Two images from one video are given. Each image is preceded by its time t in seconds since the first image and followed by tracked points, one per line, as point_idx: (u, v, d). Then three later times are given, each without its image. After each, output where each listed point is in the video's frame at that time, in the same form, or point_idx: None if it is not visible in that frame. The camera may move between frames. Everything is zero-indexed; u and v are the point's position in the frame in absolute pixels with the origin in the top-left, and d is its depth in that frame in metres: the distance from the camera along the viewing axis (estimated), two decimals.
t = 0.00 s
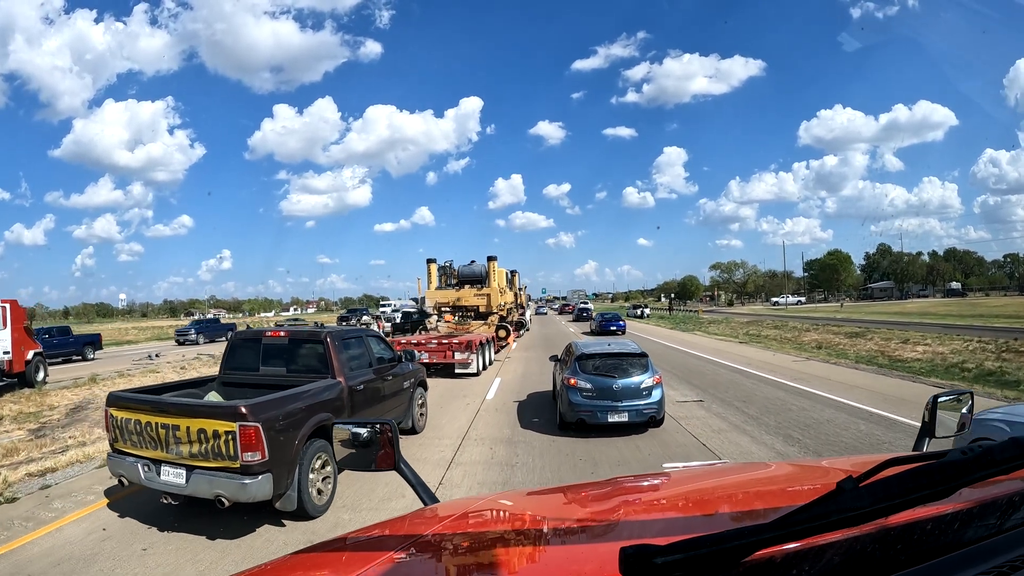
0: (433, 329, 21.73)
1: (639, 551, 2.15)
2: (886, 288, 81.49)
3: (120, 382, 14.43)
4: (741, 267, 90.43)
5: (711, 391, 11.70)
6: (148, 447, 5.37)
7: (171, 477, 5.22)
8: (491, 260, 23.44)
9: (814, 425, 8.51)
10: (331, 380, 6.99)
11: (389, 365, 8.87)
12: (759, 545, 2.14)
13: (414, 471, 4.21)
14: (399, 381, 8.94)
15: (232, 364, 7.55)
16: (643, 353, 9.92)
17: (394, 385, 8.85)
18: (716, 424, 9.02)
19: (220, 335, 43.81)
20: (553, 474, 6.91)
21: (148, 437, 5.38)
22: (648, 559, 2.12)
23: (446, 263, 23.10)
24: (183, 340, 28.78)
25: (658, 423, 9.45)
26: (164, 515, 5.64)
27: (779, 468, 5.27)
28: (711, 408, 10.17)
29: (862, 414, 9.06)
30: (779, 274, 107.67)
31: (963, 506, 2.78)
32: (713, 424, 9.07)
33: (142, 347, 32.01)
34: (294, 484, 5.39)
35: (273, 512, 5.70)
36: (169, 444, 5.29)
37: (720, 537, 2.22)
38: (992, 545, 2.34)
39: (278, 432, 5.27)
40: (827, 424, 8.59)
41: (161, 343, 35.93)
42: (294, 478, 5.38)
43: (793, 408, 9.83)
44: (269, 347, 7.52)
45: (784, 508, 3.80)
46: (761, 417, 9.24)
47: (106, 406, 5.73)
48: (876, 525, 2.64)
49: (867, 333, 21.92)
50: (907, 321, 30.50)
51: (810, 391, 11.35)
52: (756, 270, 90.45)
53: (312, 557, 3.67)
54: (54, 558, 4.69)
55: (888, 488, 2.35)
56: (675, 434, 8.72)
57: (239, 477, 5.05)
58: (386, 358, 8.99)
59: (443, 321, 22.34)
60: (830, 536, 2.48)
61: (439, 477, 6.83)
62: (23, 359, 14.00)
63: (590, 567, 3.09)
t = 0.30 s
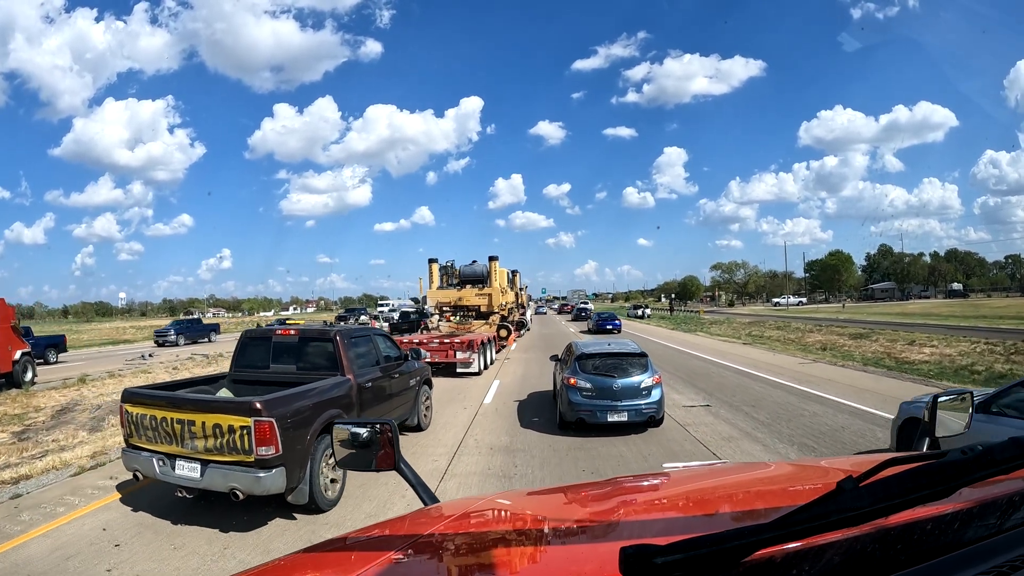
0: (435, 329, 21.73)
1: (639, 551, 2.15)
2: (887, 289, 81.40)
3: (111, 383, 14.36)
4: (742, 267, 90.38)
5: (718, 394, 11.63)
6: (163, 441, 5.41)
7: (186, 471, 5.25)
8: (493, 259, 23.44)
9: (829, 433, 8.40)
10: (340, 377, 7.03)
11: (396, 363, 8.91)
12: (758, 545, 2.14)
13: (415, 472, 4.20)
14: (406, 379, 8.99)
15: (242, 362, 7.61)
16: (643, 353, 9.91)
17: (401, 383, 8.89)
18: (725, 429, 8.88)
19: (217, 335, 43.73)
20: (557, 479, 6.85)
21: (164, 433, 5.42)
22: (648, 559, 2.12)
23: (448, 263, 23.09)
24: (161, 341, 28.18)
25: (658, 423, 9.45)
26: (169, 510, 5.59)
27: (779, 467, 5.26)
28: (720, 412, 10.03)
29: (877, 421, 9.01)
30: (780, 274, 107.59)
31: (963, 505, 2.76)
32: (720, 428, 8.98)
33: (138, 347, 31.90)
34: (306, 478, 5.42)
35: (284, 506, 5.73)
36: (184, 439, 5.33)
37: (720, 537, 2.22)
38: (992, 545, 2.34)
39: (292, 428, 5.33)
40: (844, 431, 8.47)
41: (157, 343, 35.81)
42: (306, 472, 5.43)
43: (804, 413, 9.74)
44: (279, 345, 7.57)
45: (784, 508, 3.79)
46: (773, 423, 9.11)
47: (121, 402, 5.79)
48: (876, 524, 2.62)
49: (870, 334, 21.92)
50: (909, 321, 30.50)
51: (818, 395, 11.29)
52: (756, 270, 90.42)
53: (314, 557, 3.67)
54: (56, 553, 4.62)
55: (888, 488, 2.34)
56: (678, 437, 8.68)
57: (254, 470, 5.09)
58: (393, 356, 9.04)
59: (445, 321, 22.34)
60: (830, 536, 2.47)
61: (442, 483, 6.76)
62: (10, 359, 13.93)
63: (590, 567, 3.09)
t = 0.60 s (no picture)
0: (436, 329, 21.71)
1: (639, 551, 2.14)
2: (889, 289, 81.32)
3: (101, 384, 14.22)
4: (743, 268, 90.30)
5: (726, 399, 11.51)
6: (179, 436, 5.48)
7: (201, 465, 5.32)
8: (494, 259, 23.47)
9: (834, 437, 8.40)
10: (350, 375, 7.11)
11: (402, 361, 8.96)
12: (758, 545, 2.14)
13: (414, 471, 4.20)
14: (412, 377, 9.06)
15: (255, 360, 7.65)
16: (643, 353, 9.89)
17: (408, 381, 8.96)
18: (727, 431, 8.88)
19: (214, 334, 43.53)
20: (558, 478, 6.81)
21: (180, 428, 5.50)
22: (648, 559, 2.11)
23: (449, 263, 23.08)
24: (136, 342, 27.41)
25: (657, 422, 9.45)
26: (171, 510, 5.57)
27: (779, 467, 5.25)
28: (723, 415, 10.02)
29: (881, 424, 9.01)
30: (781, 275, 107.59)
31: (963, 506, 2.75)
32: (721, 430, 8.97)
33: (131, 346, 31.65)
34: (318, 471, 5.52)
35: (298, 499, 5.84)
36: (200, 433, 5.41)
37: (721, 537, 2.21)
38: (992, 545, 2.34)
39: (305, 423, 5.43)
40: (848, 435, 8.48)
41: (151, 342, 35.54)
42: (318, 465, 5.52)
43: (807, 417, 9.74)
44: (290, 343, 7.62)
45: (786, 508, 3.78)
46: (777, 426, 9.11)
47: (137, 398, 5.85)
48: (876, 525, 2.60)
49: (871, 335, 21.92)
50: (911, 323, 30.50)
51: (820, 398, 11.31)
52: (757, 271, 90.37)
53: (314, 556, 3.67)
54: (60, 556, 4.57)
55: (888, 488, 2.34)
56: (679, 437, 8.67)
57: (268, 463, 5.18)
58: (399, 354, 9.10)
59: (447, 321, 22.33)
60: (830, 535, 2.46)
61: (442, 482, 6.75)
62: None
63: (590, 567, 3.08)
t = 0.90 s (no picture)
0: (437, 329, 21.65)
1: (639, 551, 2.07)
2: (890, 288, 81.13)
3: (90, 388, 14.05)
4: (743, 267, 90.10)
5: (731, 401, 11.32)
6: (195, 433, 5.68)
7: (217, 461, 5.52)
8: (495, 259, 23.44)
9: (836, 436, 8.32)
10: (359, 373, 7.14)
11: (409, 360, 8.99)
12: (758, 545, 2.06)
13: (415, 470, 4.12)
14: (418, 376, 9.12)
15: (264, 359, 7.70)
16: (641, 351, 9.82)
17: (413, 380, 9.00)
18: (728, 430, 8.81)
19: (208, 335, 43.30)
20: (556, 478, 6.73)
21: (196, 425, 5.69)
22: (648, 559, 2.04)
23: (450, 263, 23.02)
24: (110, 345, 26.56)
25: (656, 421, 9.39)
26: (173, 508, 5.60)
27: (779, 467, 5.18)
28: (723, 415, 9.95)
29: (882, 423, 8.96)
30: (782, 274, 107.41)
31: (963, 506, 2.68)
32: (722, 429, 8.89)
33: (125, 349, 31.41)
34: (330, 466, 5.69)
35: (303, 496, 5.92)
36: (216, 430, 5.60)
37: (720, 537, 2.14)
38: (992, 545, 2.26)
39: (318, 420, 5.64)
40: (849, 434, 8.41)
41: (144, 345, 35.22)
42: (330, 461, 5.69)
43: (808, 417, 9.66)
44: (299, 342, 7.66)
45: (787, 508, 3.71)
46: (777, 425, 9.04)
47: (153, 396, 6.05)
48: (875, 525, 2.53)
49: (874, 335, 21.79)
50: (914, 321, 30.34)
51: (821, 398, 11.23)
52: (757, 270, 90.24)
53: (310, 556, 3.58)
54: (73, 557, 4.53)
55: (888, 488, 2.27)
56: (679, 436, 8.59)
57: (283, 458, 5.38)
58: (405, 354, 9.14)
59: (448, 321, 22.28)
60: (831, 535, 2.39)
61: (440, 482, 6.68)
62: None
63: (590, 567, 3.01)
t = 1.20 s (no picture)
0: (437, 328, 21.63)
1: (639, 551, 2.01)
2: (891, 287, 80.93)
3: (80, 391, 13.93)
4: (743, 266, 89.93)
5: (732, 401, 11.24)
6: (211, 428, 5.81)
7: (232, 456, 5.65)
8: (495, 259, 23.43)
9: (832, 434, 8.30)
10: (367, 371, 7.17)
11: (414, 359, 9.04)
12: (758, 545, 2.01)
13: (415, 470, 4.06)
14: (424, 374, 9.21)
15: (274, 358, 7.73)
16: (640, 350, 9.76)
17: (419, 379, 9.04)
18: (725, 429, 8.79)
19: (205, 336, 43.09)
20: (555, 479, 6.69)
21: (211, 421, 5.83)
22: (648, 559, 1.98)
23: (450, 263, 22.98)
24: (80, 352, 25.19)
25: (655, 420, 9.34)
26: (181, 505, 5.65)
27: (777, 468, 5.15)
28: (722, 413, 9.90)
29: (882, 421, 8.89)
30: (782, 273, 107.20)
31: (962, 506, 2.62)
32: (721, 429, 8.85)
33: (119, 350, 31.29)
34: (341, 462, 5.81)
35: (309, 492, 5.98)
36: (231, 426, 5.75)
37: (720, 537, 2.09)
38: (992, 544, 2.20)
39: (330, 416, 5.80)
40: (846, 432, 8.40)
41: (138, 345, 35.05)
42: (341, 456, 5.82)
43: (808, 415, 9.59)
44: (308, 342, 7.71)
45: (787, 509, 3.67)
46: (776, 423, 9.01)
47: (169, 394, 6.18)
48: (875, 525, 2.48)
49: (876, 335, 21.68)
50: (918, 320, 30.14)
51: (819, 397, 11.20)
52: (757, 268, 90.12)
53: (310, 557, 3.54)
54: (86, 556, 4.50)
55: (887, 488, 2.22)
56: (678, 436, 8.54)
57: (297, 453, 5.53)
58: (411, 353, 9.18)
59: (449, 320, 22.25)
60: (829, 536, 2.33)
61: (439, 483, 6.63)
62: None
63: (589, 567, 2.96)
